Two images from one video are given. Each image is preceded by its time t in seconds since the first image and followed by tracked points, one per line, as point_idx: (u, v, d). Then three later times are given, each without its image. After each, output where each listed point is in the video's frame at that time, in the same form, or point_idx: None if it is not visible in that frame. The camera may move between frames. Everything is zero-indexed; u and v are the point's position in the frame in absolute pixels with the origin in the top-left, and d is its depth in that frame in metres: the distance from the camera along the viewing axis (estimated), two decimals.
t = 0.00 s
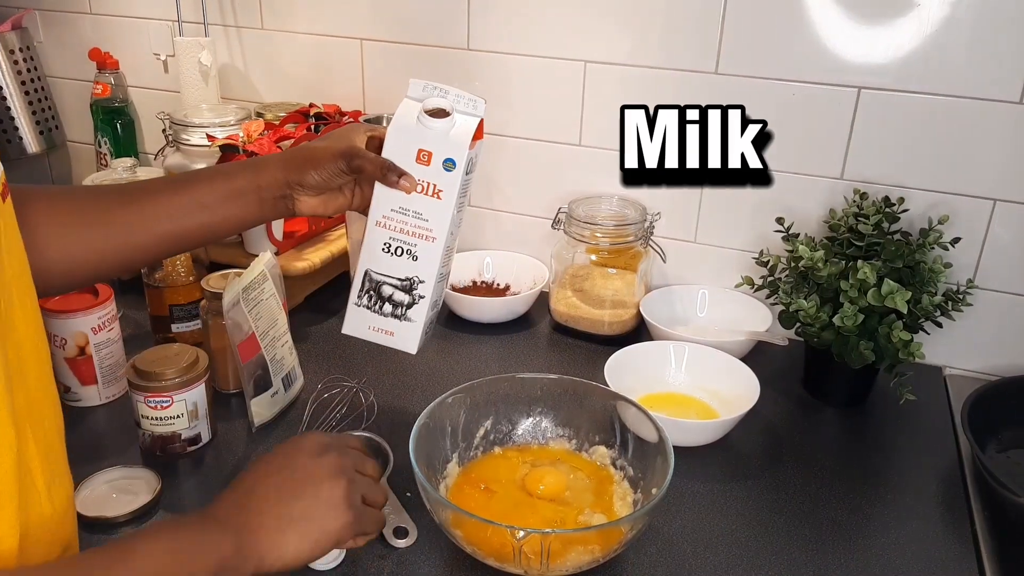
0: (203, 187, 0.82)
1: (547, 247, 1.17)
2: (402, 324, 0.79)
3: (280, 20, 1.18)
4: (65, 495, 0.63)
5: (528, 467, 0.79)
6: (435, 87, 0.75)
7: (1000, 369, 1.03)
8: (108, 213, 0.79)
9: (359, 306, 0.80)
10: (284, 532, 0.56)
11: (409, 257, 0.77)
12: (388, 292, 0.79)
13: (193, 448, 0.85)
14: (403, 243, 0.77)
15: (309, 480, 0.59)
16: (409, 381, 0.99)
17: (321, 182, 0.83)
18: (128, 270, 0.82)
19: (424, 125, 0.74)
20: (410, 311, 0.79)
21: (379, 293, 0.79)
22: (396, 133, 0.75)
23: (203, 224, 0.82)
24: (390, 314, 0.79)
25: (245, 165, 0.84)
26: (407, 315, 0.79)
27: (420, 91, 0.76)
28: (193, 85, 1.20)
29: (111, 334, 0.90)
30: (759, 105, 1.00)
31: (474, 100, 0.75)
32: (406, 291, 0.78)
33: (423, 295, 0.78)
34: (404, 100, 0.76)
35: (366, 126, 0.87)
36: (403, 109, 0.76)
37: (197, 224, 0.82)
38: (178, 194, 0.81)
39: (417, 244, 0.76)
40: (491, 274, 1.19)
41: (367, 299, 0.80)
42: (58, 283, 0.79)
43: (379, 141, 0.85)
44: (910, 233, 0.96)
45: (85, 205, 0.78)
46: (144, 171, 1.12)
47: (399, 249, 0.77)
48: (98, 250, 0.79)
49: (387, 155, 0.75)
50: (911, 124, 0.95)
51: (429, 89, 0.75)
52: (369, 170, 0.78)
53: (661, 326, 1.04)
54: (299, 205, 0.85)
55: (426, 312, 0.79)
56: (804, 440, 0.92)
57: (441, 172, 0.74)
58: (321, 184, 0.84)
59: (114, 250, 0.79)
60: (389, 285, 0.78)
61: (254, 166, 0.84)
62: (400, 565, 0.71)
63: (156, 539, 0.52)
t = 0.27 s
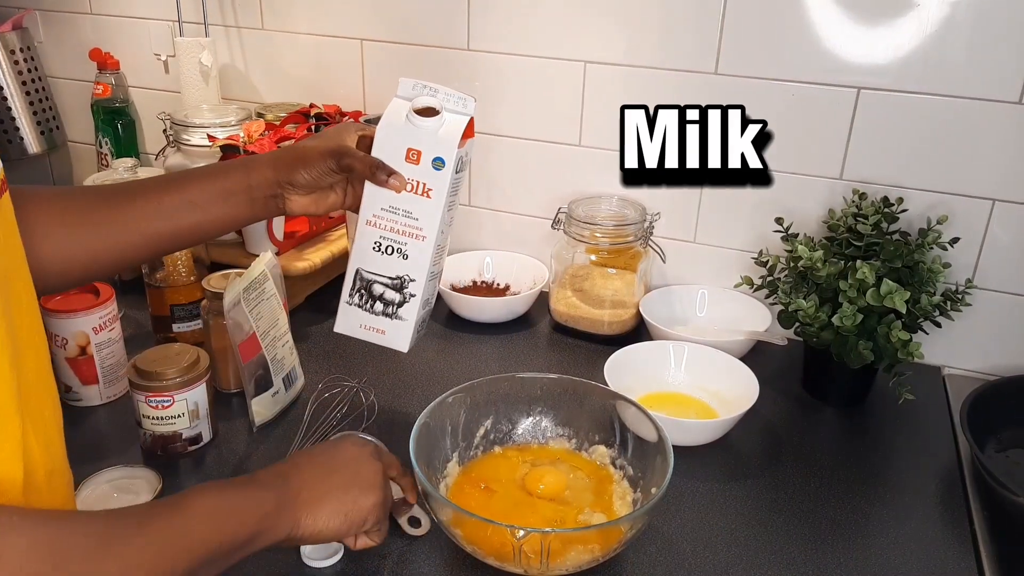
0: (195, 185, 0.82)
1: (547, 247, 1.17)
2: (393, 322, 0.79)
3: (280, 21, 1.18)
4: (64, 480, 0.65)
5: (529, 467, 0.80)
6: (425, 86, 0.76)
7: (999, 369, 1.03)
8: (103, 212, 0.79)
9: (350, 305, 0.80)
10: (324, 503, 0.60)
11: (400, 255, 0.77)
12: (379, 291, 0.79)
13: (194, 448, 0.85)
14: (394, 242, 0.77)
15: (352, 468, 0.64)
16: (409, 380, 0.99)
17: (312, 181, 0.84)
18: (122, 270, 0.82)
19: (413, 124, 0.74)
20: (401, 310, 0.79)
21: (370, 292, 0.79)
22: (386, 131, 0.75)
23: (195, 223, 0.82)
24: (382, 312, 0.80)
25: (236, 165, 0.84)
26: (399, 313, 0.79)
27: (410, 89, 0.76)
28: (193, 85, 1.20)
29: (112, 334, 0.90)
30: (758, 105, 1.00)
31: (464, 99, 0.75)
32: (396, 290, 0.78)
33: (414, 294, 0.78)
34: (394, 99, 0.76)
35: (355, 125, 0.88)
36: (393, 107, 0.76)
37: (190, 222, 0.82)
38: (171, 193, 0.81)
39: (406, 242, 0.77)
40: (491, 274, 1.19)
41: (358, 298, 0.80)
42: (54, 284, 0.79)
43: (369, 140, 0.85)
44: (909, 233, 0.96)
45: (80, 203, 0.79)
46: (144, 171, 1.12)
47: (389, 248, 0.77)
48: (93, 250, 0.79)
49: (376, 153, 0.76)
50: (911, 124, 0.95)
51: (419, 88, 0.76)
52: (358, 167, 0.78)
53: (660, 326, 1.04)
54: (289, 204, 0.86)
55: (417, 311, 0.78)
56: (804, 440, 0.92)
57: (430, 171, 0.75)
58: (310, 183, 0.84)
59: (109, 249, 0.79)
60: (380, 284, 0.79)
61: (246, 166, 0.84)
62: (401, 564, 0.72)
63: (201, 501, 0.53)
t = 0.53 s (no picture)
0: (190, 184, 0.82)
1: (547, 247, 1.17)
2: (390, 318, 0.80)
3: (280, 21, 1.18)
4: (59, 470, 0.66)
5: (529, 467, 0.80)
6: (417, 83, 0.76)
7: (999, 369, 1.03)
8: (99, 212, 0.79)
9: (347, 302, 0.80)
10: (336, 490, 0.62)
11: (395, 252, 0.77)
12: (375, 287, 0.79)
13: (194, 448, 0.85)
14: (389, 239, 0.77)
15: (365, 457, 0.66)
16: (409, 380, 0.99)
17: (307, 179, 0.84)
18: (118, 270, 0.82)
19: (407, 120, 0.75)
20: (397, 306, 0.79)
21: (367, 288, 0.79)
22: (379, 128, 0.75)
23: (190, 222, 0.82)
24: (378, 308, 0.79)
25: (231, 164, 0.84)
26: (396, 309, 0.79)
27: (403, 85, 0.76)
28: (193, 85, 1.20)
29: (112, 334, 0.90)
30: (759, 105, 1.00)
31: (457, 95, 0.75)
32: (393, 286, 0.78)
33: (410, 290, 0.78)
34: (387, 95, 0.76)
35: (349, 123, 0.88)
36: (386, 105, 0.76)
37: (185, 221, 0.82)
38: (166, 192, 0.81)
39: (402, 239, 0.77)
40: (491, 274, 1.19)
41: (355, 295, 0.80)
42: (51, 284, 0.79)
43: (363, 137, 0.86)
44: (909, 233, 0.96)
45: (76, 204, 0.79)
46: (144, 171, 1.12)
47: (385, 245, 0.77)
48: (90, 250, 0.79)
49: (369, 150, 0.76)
50: (910, 124, 0.95)
51: (412, 85, 0.76)
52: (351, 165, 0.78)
53: (660, 326, 1.04)
54: (284, 203, 0.86)
55: (413, 307, 0.79)
56: (804, 440, 0.92)
57: (424, 167, 0.75)
58: (305, 182, 0.84)
59: (105, 249, 0.79)
60: (377, 281, 0.79)
61: (241, 165, 0.84)
62: (401, 564, 0.72)
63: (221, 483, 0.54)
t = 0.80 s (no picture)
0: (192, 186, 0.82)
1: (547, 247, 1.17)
2: (393, 319, 0.79)
3: (280, 21, 1.18)
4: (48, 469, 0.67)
5: (528, 466, 0.80)
6: (416, 83, 0.75)
7: (998, 369, 1.03)
8: (99, 213, 0.79)
9: (349, 303, 0.80)
10: (282, 452, 0.56)
11: (397, 254, 0.77)
12: (378, 289, 0.79)
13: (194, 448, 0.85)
14: (391, 241, 0.77)
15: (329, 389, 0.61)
16: (409, 380, 0.99)
17: (308, 182, 0.84)
18: (118, 273, 0.82)
19: (407, 126, 0.74)
20: (400, 307, 0.79)
21: (369, 290, 0.79)
22: (380, 131, 0.75)
23: (191, 225, 0.82)
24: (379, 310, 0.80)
25: (233, 167, 0.84)
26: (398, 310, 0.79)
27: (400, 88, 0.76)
28: (193, 85, 1.20)
29: (112, 334, 0.90)
30: (758, 105, 1.00)
31: (456, 96, 0.75)
32: (395, 287, 0.79)
33: (412, 291, 0.78)
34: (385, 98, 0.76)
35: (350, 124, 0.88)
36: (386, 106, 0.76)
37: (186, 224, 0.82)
38: (168, 194, 0.81)
39: (404, 242, 0.77)
40: (491, 274, 1.19)
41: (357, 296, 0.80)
42: (50, 284, 0.79)
43: (362, 137, 0.86)
44: (909, 233, 0.96)
45: (76, 204, 0.79)
46: (145, 171, 1.12)
47: (387, 247, 0.77)
48: (90, 251, 0.79)
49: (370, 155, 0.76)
50: (910, 124, 0.95)
51: (409, 87, 0.75)
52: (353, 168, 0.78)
53: (660, 326, 1.04)
54: (286, 206, 0.86)
55: (416, 307, 0.79)
56: (804, 440, 0.92)
57: (426, 171, 0.75)
58: (306, 186, 0.84)
59: (104, 251, 0.79)
60: (379, 282, 0.79)
61: (242, 167, 0.84)
62: (401, 564, 0.72)
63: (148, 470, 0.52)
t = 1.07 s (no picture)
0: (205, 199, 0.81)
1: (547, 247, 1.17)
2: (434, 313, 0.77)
3: (280, 21, 1.18)
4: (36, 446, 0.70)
5: (529, 466, 0.80)
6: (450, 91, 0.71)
7: (998, 369, 1.03)
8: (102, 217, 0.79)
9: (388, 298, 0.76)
10: (334, 354, 0.56)
11: (439, 259, 0.74)
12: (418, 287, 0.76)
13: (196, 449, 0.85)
14: (432, 248, 0.73)
15: (356, 319, 0.58)
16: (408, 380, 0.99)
17: (341, 200, 0.80)
18: (115, 278, 0.82)
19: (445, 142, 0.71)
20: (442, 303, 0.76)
21: (410, 288, 0.76)
22: (417, 146, 0.70)
23: (197, 236, 0.81)
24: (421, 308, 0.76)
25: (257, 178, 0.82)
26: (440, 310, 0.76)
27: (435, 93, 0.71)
28: (193, 85, 1.20)
29: (111, 334, 0.90)
30: (758, 106, 1.00)
31: (494, 105, 0.71)
32: (437, 286, 0.75)
33: (455, 288, 0.75)
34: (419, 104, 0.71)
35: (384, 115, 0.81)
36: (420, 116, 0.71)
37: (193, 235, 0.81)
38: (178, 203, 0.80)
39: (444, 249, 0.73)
40: (491, 274, 1.19)
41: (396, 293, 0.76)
42: (72, 281, 0.80)
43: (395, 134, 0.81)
44: (909, 233, 0.96)
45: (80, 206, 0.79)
46: (144, 171, 1.12)
47: (429, 253, 0.74)
48: (88, 254, 0.79)
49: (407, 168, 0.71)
50: (910, 124, 0.95)
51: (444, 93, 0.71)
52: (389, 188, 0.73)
53: (660, 326, 1.04)
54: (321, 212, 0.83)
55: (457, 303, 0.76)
56: (804, 440, 0.92)
57: (464, 190, 0.71)
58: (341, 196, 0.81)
59: (123, 254, 0.79)
60: (421, 281, 0.75)
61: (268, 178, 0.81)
62: (401, 564, 0.72)
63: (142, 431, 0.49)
